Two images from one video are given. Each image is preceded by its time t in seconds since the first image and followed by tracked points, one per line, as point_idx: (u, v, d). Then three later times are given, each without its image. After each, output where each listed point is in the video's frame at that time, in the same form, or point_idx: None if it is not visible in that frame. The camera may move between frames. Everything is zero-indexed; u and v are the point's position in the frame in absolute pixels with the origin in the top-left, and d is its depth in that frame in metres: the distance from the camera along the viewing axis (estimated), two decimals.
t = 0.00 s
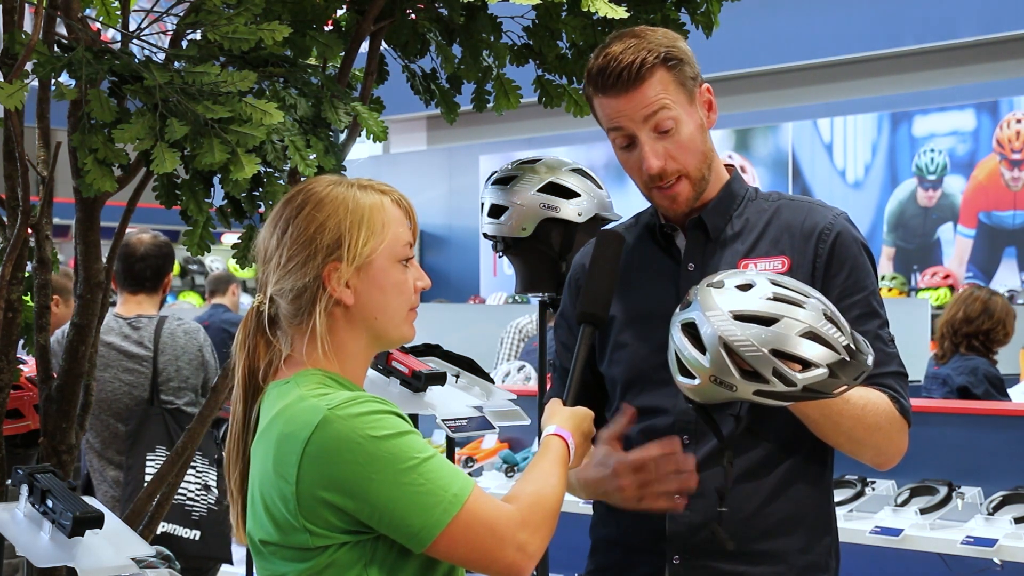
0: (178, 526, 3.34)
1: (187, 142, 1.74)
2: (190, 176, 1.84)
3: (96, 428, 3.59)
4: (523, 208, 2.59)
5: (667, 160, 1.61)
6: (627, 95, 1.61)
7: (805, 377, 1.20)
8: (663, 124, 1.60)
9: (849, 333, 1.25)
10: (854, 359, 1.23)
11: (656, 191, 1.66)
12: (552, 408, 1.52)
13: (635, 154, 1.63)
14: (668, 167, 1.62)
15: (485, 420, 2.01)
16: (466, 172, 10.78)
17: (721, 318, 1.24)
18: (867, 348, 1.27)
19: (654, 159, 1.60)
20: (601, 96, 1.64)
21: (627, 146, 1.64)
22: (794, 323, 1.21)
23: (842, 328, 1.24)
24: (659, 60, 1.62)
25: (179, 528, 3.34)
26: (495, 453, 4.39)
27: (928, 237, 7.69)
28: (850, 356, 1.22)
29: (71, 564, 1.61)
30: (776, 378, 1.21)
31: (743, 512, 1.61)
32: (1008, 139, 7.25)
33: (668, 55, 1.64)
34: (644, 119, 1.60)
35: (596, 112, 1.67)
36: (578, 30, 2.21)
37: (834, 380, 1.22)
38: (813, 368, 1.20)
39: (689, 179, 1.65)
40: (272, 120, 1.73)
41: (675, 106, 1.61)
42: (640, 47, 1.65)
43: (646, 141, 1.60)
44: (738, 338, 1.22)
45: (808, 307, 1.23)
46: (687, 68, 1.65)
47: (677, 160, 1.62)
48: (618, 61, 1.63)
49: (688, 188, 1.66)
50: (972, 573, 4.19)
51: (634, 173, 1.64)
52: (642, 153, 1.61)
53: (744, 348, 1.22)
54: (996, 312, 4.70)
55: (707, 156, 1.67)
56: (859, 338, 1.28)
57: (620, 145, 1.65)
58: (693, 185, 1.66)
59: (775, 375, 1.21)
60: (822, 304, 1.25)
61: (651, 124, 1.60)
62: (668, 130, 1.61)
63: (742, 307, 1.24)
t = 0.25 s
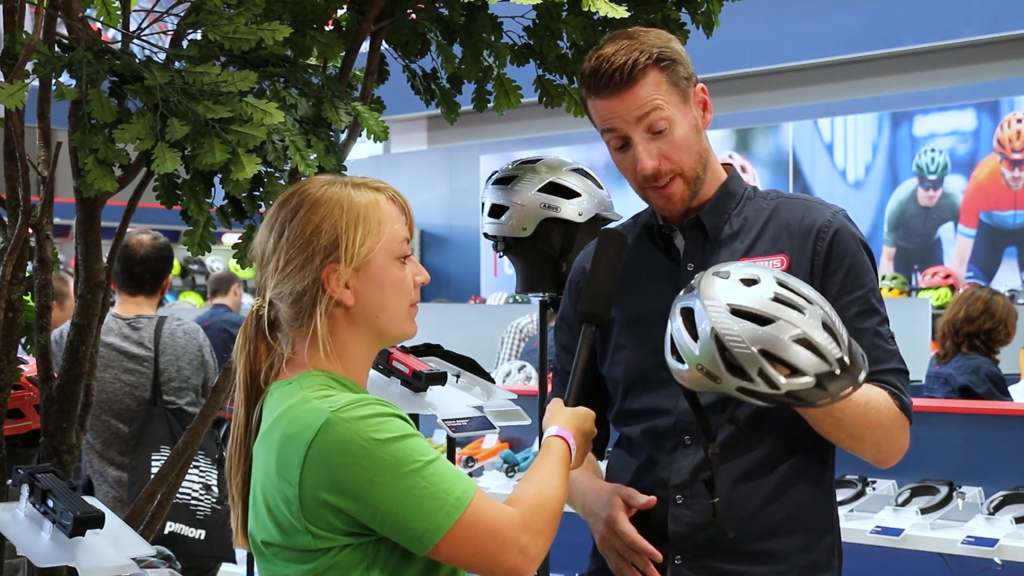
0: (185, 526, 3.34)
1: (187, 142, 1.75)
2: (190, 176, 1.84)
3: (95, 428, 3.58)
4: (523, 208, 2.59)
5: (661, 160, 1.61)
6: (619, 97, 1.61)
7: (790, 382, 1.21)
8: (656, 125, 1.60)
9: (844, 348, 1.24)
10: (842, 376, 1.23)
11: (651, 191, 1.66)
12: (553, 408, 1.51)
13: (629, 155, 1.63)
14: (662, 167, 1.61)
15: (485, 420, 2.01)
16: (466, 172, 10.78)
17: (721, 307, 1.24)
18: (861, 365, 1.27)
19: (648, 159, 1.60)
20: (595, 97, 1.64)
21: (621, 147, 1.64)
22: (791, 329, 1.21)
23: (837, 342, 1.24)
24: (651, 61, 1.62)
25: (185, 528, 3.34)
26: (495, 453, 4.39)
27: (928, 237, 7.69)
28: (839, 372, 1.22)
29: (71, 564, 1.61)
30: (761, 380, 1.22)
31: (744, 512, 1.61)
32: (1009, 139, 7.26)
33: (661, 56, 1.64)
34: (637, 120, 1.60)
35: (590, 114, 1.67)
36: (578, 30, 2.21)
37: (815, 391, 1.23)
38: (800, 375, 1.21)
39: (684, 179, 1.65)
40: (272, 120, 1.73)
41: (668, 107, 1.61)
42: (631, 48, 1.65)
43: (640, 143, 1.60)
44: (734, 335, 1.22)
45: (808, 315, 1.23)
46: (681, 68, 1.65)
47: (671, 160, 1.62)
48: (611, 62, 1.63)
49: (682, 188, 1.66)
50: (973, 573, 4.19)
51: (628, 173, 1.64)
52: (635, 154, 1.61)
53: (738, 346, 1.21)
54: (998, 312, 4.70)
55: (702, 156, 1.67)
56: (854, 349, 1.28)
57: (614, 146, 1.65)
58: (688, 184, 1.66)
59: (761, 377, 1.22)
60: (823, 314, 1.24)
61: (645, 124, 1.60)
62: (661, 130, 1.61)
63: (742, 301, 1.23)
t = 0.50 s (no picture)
0: (185, 525, 3.34)
1: (187, 142, 1.75)
2: (190, 176, 1.84)
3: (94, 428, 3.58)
4: (523, 208, 2.59)
5: (662, 153, 1.61)
6: (621, 88, 1.61)
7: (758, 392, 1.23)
8: (657, 117, 1.60)
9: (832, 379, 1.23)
10: (812, 409, 1.23)
11: (651, 186, 1.66)
12: (552, 407, 1.51)
13: (629, 148, 1.62)
14: (662, 160, 1.61)
15: (485, 420, 2.01)
16: (466, 172, 10.78)
17: (728, 297, 1.24)
18: (845, 401, 1.26)
19: (649, 152, 1.60)
20: (595, 90, 1.64)
21: (621, 140, 1.64)
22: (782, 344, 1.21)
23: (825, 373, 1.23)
24: (652, 53, 1.62)
25: (185, 527, 3.33)
26: (495, 453, 4.39)
27: (928, 237, 7.70)
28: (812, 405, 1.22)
29: (71, 564, 1.61)
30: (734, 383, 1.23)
31: (745, 513, 1.61)
32: (1009, 139, 7.27)
33: (662, 49, 1.64)
34: (638, 113, 1.60)
35: (590, 107, 1.67)
36: (578, 30, 2.20)
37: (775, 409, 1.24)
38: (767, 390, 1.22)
39: (684, 174, 1.64)
40: (272, 120, 1.73)
41: (669, 100, 1.61)
42: (633, 41, 1.65)
43: (641, 135, 1.60)
44: (728, 333, 1.22)
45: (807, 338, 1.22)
46: (682, 63, 1.66)
47: (672, 154, 1.62)
48: (612, 54, 1.63)
49: (683, 183, 1.65)
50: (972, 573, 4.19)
51: (629, 167, 1.63)
52: (636, 146, 1.61)
53: (728, 344, 1.22)
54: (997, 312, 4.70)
55: (702, 151, 1.67)
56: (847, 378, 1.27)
57: (614, 139, 1.65)
58: (687, 179, 1.65)
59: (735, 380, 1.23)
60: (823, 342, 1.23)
61: (646, 117, 1.60)
62: (662, 123, 1.60)
63: (749, 297, 1.23)
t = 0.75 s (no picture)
0: (181, 526, 3.34)
1: (187, 142, 1.75)
2: (190, 176, 1.84)
3: (94, 428, 3.58)
4: (523, 208, 2.59)
5: (665, 153, 1.61)
6: (624, 87, 1.61)
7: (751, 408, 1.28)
8: (660, 117, 1.60)
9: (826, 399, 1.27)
10: (805, 426, 1.27)
11: (653, 185, 1.66)
12: (550, 407, 1.51)
13: (632, 148, 1.62)
14: (666, 160, 1.61)
15: (485, 420, 2.01)
16: (466, 172, 10.79)
17: (726, 315, 1.30)
18: (841, 422, 1.29)
19: (652, 152, 1.60)
20: (598, 89, 1.64)
21: (624, 140, 1.63)
22: (774, 361, 1.26)
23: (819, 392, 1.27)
24: (655, 53, 1.62)
25: (182, 528, 3.34)
26: (495, 453, 4.39)
27: (928, 237, 7.70)
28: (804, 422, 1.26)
29: (71, 564, 1.61)
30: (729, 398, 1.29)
31: (746, 514, 1.61)
32: (1009, 139, 7.27)
33: (664, 49, 1.64)
34: (642, 113, 1.60)
35: (591, 106, 1.67)
36: (578, 30, 2.20)
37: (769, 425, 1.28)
38: (759, 407, 1.27)
39: (686, 174, 1.65)
40: (272, 120, 1.73)
41: (672, 100, 1.61)
42: (635, 41, 1.65)
43: (644, 134, 1.60)
44: (724, 350, 1.28)
45: (801, 356, 1.26)
46: (684, 63, 1.66)
47: (674, 154, 1.62)
48: (615, 53, 1.63)
49: (685, 183, 1.65)
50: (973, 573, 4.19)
51: (631, 166, 1.63)
52: (639, 145, 1.61)
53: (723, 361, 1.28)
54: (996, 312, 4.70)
55: (703, 151, 1.67)
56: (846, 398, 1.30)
57: (616, 138, 1.64)
58: (689, 179, 1.66)
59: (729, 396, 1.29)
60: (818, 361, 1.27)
61: (649, 116, 1.60)
62: (665, 122, 1.60)
63: (746, 315, 1.29)
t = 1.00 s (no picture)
0: (178, 526, 3.33)
1: (187, 142, 1.75)
2: (190, 176, 1.84)
3: (93, 428, 3.58)
4: (523, 208, 2.59)
5: (662, 154, 1.61)
6: (623, 88, 1.61)
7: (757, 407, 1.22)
8: (659, 118, 1.60)
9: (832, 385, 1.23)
10: (815, 416, 1.22)
11: (650, 187, 1.66)
12: (549, 407, 1.52)
13: (630, 149, 1.63)
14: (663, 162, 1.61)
15: (485, 420, 2.01)
16: (466, 172, 10.79)
17: (719, 321, 1.26)
18: (853, 407, 1.24)
19: (649, 154, 1.60)
20: (597, 89, 1.64)
21: (622, 141, 1.64)
22: (775, 357, 1.22)
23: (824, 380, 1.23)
24: (654, 54, 1.62)
25: (178, 528, 3.33)
26: (495, 453, 4.39)
27: (928, 237, 7.70)
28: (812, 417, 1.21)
29: (72, 564, 1.60)
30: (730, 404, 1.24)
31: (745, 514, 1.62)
32: (1009, 139, 7.24)
33: (664, 50, 1.64)
34: (640, 114, 1.60)
35: (590, 107, 1.67)
36: (578, 30, 2.20)
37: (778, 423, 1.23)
38: (767, 405, 1.22)
39: (683, 177, 1.65)
40: (272, 120, 1.73)
41: (670, 102, 1.61)
42: (635, 41, 1.65)
43: (642, 136, 1.60)
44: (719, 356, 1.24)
45: (801, 349, 1.22)
46: (684, 64, 1.65)
47: (672, 156, 1.62)
48: (616, 54, 1.63)
49: (682, 185, 1.65)
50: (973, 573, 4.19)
51: (629, 167, 1.63)
52: (637, 147, 1.61)
53: (721, 367, 1.24)
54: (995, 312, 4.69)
55: (701, 153, 1.67)
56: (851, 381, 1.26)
57: (615, 138, 1.65)
58: (687, 181, 1.66)
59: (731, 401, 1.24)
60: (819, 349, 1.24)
61: (647, 117, 1.60)
62: (663, 124, 1.61)
63: (737, 320, 1.25)
